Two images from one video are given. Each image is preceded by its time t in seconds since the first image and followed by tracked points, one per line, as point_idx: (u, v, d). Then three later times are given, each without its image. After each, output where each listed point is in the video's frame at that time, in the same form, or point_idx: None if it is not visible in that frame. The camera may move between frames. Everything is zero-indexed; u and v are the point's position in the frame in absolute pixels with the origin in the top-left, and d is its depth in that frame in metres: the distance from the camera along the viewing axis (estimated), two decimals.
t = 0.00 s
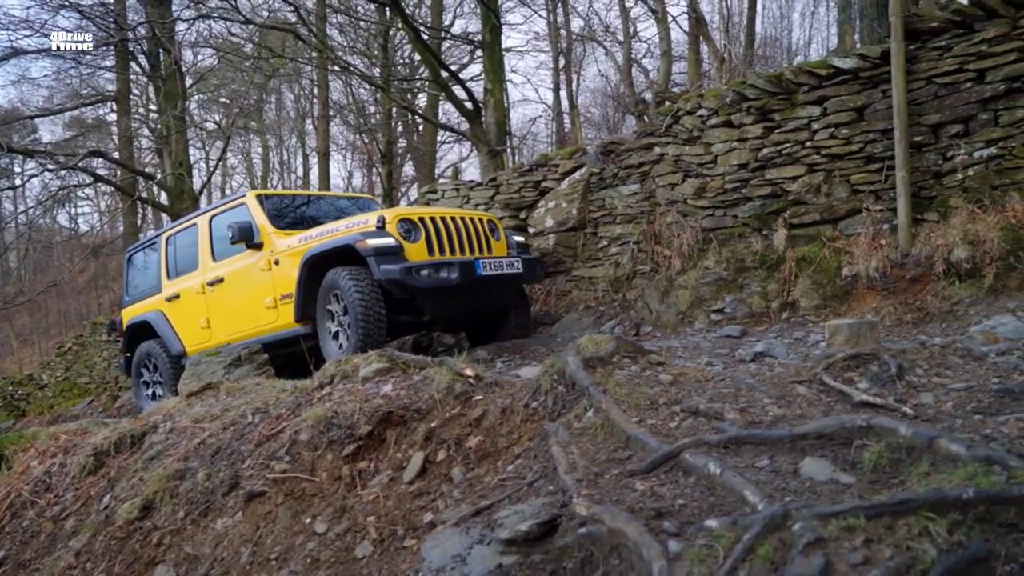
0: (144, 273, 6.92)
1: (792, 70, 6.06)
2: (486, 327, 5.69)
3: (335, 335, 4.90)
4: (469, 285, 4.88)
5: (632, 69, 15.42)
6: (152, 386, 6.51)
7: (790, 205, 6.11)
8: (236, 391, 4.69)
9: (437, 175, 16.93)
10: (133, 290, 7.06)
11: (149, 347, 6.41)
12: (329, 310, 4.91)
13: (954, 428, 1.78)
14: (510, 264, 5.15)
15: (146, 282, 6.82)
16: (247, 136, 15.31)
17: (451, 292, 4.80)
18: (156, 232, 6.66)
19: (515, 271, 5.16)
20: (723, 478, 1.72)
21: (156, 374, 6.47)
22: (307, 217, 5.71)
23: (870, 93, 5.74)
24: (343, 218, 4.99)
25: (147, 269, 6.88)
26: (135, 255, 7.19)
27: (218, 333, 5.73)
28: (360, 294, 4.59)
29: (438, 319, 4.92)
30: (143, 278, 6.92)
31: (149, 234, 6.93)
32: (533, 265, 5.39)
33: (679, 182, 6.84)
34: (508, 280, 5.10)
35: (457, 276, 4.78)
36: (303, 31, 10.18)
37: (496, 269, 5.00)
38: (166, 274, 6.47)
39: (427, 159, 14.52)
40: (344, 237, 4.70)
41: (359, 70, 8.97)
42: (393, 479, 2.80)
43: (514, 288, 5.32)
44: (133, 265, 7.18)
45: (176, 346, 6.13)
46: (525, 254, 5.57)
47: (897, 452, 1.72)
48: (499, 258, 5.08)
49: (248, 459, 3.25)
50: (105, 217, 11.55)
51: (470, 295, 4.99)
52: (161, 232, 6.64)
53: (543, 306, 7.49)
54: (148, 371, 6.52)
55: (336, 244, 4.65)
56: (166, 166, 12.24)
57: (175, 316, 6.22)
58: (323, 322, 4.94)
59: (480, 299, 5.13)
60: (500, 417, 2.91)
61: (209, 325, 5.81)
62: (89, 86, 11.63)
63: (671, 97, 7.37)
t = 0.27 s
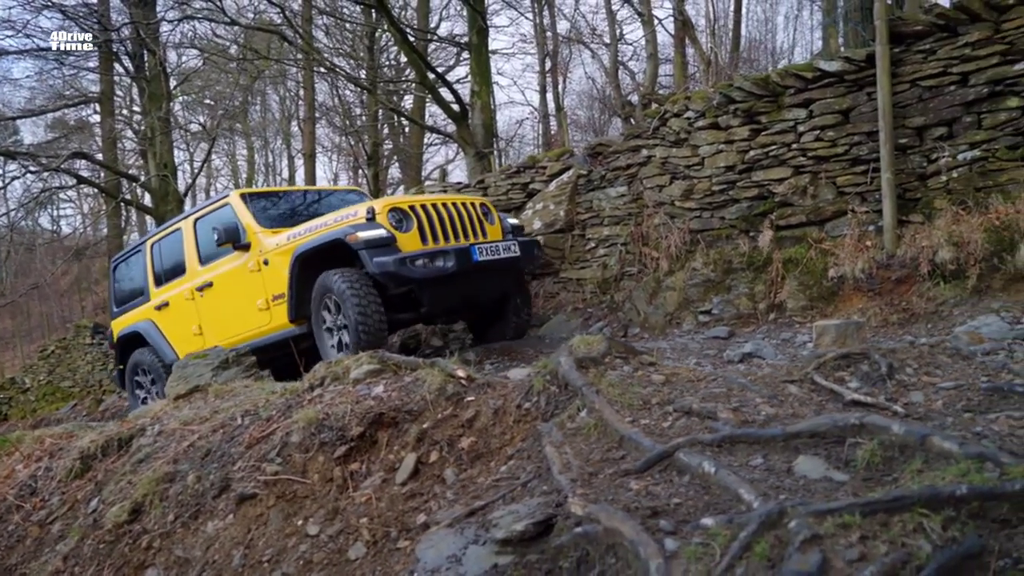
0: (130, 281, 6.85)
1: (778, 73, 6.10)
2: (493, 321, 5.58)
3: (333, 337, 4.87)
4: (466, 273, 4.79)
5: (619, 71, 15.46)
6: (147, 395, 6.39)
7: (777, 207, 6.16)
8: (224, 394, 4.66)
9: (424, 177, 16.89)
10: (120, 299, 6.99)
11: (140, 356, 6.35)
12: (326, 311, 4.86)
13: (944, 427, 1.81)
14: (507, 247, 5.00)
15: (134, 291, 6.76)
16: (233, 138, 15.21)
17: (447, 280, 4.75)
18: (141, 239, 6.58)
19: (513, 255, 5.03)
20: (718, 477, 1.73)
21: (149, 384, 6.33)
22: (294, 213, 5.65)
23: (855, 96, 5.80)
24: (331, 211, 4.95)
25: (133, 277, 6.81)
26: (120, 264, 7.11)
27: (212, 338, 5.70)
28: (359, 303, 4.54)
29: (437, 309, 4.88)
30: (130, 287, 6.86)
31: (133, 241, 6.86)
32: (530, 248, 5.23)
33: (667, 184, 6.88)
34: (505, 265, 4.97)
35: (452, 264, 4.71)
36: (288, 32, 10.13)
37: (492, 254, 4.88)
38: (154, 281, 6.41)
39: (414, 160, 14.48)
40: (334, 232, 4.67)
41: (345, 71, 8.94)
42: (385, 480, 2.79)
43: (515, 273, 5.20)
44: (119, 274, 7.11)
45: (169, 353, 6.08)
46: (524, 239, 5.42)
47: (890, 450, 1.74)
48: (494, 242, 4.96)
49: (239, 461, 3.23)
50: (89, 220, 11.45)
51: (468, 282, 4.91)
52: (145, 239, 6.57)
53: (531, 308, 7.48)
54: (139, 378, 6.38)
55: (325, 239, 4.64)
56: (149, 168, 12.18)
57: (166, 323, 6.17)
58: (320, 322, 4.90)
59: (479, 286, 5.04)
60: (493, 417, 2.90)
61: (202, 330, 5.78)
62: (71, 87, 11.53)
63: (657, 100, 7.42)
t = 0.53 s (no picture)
0: (123, 287, 6.79)
1: (766, 76, 6.15)
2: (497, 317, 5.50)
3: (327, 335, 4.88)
4: (465, 271, 4.70)
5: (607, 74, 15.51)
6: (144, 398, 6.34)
7: (765, 209, 6.20)
8: (214, 396, 4.63)
9: (412, 179, 16.87)
10: (113, 306, 6.93)
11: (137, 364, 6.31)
12: (325, 311, 4.80)
13: (935, 426, 1.83)
14: (507, 241, 4.88)
15: (128, 297, 6.69)
16: (219, 139, 15.14)
17: (447, 280, 4.65)
18: (133, 244, 6.50)
19: (513, 249, 4.91)
20: (712, 476, 1.74)
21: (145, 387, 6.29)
22: (286, 212, 5.55)
23: (842, 99, 5.85)
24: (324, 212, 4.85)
25: (125, 283, 6.75)
26: (114, 270, 7.04)
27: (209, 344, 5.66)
28: (362, 322, 4.49)
29: (439, 308, 4.80)
30: (123, 294, 6.80)
31: (123, 247, 6.80)
32: (530, 240, 5.10)
33: (655, 186, 6.91)
34: (506, 260, 4.86)
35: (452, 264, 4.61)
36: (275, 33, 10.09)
37: (493, 250, 4.76)
38: (148, 288, 6.35)
39: (402, 162, 14.46)
40: (328, 235, 4.56)
41: (333, 73, 8.90)
42: (378, 482, 2.79)
43: (517, 268, 5.08)
44: (111, 281, 7.04)
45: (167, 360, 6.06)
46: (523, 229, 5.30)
47: (882, 449, 1.76)
48: (494, 236, 4.84)
49: (231, 464, 3.22)
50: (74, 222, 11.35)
51: (469, 279, 4.80)
52: (136, 244, 6.50)
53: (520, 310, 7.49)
54: (137, 385, 6.35)
55: (320, 243, 4.54)
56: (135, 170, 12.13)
57: (161, 329, 6.11)
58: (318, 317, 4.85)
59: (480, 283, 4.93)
60: (485, 418, 2.90)
61: (199, 336, 5.74)
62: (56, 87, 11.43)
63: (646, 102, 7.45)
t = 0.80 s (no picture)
0: (125, 289, 6.67)
1: (751, 79, 6.21)
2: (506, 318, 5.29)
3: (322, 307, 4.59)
4: (477, 272, 4.43)
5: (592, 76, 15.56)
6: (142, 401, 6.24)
7: (750, 211, 6.25)
8: (201, 399, 4.59)
9: (397, 181, 16.82)
10: (114, 308, 6.82)
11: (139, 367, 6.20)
12: (335, 303, 4.48)
13: (923, 426, 1.85)
14: (521, 241, 4.63)
15: (129, 300, 6.57)
16: (203, 140, 15.03)
17: (458, 281, 4.38)
18: (134, 245, 6.38)
19: (527, 250, 4.66)
20: (704, 477, 1.76)
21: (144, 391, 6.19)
22: (291, 212, 5.37)
23: (826, 102, 5.92)
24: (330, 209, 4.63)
25: (126, 285, 6.63)
26: (116, 272, 6.93)
27: (211, 348, 5.50)
28: (372, 320, 4.22)
29: (450, 310, 4.54)
30: (124, 296, 6.69)
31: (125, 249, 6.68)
32: (545, 241, 4.84)
33: (642, 188, 6.94)
34: (519, 261, 4.60)
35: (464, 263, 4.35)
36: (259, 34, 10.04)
37: (505, 250, 4.50)
38: (149, 290, 6.22)
39: (387, 164, 14.42)
40: (334, 233, 4.34)
41: (318, 75, 8.85)
42: (369, 484, 2.78)
43: (530, 269, 4.83)
44: (112, 283, 6.94)
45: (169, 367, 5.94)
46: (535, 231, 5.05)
47: (872, 449, 1.78)
48: (507, 236, 4.59)
49: (220, 467, 3.20)
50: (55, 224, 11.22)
51: (482, 281, 4.54)
52: (138, 245, 6.37)
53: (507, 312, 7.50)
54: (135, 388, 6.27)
55: (325, 241, 4.32)
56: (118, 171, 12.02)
57: (162, 333, 5.98)
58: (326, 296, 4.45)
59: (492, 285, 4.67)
60: (476, 421, 2.90)
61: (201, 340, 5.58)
62: (37, 88, 11.31)
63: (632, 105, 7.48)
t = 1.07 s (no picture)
0: (129, 286, 6.48)
1: (739, 83, 6.25)
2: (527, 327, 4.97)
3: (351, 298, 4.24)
4: (505, 278, 4.21)
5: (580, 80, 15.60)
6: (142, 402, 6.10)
7: (738, 214, 6.28)
8: (189, 405, 4.55)
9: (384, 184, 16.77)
10: (117, 305, 6.64)
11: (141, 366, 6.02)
12: (355, 305, 4.20)
13: (914, 430, 1.87)
14: (548, 247, 4.46)
15: (134, 296, 6.38)
16: (188, 143, 14.93)
17: (485, 287, 4.15)
18: (141, 240, 6.19)
19: (553, 257, 4.47)
20: (698, 482, 1.76)
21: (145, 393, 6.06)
22: (306, 211, 5.16)
23: (813, 106, 5.97)
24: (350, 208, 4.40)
25: (131, 282, 6.45)
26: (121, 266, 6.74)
27: (217, 350, 5.29)
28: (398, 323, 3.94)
29: (473, 319, 4.29)
30: (128, 293, 6.51)
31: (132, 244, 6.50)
32: (570, 249, 4.66)
33: (630, 191, 6.96)
34: (546, 268, 4.40)
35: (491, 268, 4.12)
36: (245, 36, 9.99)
37: (533, 255, 4.33)
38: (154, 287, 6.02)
39: (374, 167, 14.38)
40: (355, 233, 4.11)
41: (305, 77, 8.81)
42: (360, 490, 2.76)
43: (556, 277, 4.64)
44: (116, 279, 6.76)
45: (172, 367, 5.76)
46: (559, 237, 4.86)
47: (864, 453, 1.79)
48: (534, 242, 4.40)
49: (209, 474, 3.17)
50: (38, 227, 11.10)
51: (507, 288, 4.31)
52: (145, 241, 6.18)
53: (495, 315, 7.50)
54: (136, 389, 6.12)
55: (345, 241, 4.09)
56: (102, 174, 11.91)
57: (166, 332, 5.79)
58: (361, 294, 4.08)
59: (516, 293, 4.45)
60: (468, 425, 2.89)
61: (207, 341, 5.38)
62: (19, 89, 11.20)
63: (620, 108, 7.50)
